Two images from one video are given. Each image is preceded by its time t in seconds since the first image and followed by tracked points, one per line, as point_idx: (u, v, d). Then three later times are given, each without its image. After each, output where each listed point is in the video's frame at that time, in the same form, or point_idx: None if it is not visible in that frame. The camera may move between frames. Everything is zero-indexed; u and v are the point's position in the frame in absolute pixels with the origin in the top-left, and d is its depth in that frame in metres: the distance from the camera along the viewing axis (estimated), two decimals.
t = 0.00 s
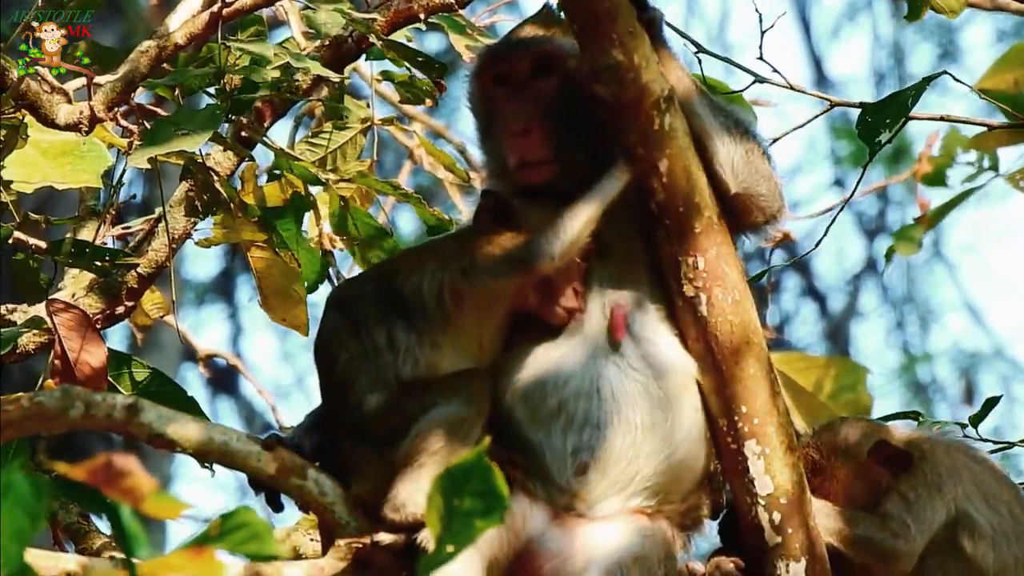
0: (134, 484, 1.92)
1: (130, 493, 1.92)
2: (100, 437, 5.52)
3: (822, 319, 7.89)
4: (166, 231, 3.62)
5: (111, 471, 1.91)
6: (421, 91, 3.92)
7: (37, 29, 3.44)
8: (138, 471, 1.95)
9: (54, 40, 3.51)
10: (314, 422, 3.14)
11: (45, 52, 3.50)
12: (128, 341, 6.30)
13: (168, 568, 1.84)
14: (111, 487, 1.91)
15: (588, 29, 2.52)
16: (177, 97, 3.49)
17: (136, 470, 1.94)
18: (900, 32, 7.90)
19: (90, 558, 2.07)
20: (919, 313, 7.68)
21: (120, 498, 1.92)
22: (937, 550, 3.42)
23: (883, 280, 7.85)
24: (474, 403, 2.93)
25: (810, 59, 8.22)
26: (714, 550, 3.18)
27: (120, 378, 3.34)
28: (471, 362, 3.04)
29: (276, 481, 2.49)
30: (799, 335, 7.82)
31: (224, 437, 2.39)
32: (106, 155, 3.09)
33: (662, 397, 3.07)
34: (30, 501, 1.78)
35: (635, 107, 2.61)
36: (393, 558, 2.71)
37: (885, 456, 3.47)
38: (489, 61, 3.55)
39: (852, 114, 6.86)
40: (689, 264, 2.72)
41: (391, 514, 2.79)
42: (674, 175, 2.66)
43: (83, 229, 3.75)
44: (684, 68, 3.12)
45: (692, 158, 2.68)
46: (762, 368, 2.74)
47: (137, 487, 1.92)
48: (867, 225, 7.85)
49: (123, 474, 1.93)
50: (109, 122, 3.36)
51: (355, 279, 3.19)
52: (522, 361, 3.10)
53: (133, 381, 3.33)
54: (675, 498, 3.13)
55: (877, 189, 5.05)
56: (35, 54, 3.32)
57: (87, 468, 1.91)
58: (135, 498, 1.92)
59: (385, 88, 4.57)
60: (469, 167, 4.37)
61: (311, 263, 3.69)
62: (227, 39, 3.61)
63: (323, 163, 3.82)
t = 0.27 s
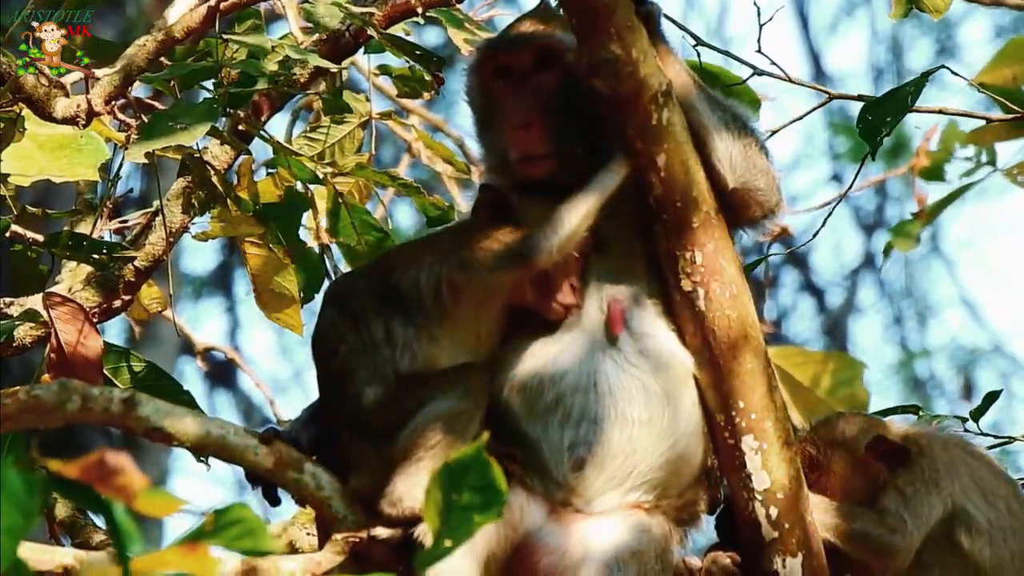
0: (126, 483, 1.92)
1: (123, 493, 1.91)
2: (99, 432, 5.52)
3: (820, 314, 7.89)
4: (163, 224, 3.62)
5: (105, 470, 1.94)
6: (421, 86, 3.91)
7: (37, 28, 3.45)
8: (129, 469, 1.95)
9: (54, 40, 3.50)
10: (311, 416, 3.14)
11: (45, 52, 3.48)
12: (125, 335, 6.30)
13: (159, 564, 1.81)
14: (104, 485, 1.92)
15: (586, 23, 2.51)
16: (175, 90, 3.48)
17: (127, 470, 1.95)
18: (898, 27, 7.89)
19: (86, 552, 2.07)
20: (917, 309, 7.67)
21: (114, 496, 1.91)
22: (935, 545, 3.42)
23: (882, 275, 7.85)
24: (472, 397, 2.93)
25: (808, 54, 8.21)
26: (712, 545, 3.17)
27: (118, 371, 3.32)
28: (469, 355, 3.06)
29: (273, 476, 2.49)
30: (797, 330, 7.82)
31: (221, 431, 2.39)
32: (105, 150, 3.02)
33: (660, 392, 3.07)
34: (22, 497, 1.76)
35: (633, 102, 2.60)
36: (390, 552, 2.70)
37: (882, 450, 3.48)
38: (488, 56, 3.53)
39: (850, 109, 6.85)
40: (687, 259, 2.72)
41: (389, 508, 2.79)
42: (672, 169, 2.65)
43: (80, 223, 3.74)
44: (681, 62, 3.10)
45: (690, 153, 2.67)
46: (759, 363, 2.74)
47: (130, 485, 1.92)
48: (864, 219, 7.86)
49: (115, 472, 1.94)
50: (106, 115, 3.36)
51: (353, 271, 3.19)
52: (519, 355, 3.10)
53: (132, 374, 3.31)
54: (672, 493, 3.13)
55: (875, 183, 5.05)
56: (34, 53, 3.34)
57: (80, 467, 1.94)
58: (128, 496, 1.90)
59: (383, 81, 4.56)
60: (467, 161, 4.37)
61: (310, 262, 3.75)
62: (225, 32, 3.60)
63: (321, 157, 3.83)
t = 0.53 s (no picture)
0: (133, 476, 1.86)
1: (129, 486, 1.84)
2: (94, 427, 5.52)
3: (816, 312, 7.90)
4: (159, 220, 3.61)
5: (111, 463, 1.86)
6: (418, 82, 3.91)
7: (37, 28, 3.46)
8: (135, 463, 1.88)
9: (55, 40, 3.49)
10: (307, 412, 3.14)
11: (46, 51, 3.46)
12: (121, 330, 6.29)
13: (162, 559, 1.75)
14: (111, 480, 1.85)
15: (584, 21, 2.51)
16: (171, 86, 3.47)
17: (133, 463, 1.89)
18: (895, 26, 7.90)
19: (82, 547, 2.08)
20: (913, 308, 7.68)
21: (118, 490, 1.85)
22: (930, 544, 3.43)
23: (878, 274, 7.86)
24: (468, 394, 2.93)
25: (805, 52, 8.22)
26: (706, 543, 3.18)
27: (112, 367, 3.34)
28: (464, 355, 3.05)
29: (268, 472, 2.49)
30: (792, 328, 7.83)
31: (217, 428, 2.39)
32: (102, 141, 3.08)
33: (656, 391, 3.07)
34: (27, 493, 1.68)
35: (630, 100, 2.60)
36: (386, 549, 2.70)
37: (875, 449, 3.48)
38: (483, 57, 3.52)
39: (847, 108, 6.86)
40: (683, 257, 2.72)
41: (384, 505, 2.79)
42: (669, 167, 2.65)
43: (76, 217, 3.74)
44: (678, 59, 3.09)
45: (686, 151, 2.67)
46: (755, 360, 2.74)
47: (136, 478, 1.85)
48: (861, 218, 7.87)
49: (122, 466, 1.88)
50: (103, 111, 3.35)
51: (349, 269, 3.19)
52: (513, 355, 3.09)
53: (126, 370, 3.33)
54: (668, 491, 3.13)
55: (871, 182, 5.05)
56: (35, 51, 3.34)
57: (86, 460, 1.87)
58: (134, 491, 1.83)
59: (379, 78, 4.55)
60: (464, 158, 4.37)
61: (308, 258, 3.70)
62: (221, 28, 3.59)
63: (317, 153, 3.83)
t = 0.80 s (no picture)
0: (128, 470, 1.83)
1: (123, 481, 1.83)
2: (85, 417, 5.51)
3: (808, 304, 7.91)
4: (151, 209, 3.61)
5: (104, 457, 1.82)
6: (410, 72, 3.90)
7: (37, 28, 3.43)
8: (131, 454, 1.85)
9: (54, 40, 3.44)
10: (298, 404, 3.13)
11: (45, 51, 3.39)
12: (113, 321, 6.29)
13: (157, 552, 1.75)
14: (104, 474, 1.82)
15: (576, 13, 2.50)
16: (164, 76, 3.46)
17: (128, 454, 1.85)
18: (888, 17, 7.90)
19: (73, 540, 2.08)
20: (906, 299, 7.69)
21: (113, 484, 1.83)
22: (920, 536, 3.44)
23: (870, 265, 7.87)
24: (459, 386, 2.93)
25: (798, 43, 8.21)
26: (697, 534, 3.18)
27: (106, 357, 3.30)
28: (455, 346, 3.06)
29: (260, 464, 2.49)
30: (784, 320, 7.83)
31: (207, 419, 2.39)
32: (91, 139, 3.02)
33: (647, 384, 3.06)
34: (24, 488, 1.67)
35: (621, 92, 2.60)
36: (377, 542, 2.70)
37: (868, 443, 3.48)
38: (478, 50, 3.51)
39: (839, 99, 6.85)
40: (675, 249, 2.71)
41: (376, 497, 2.77)
42: (660, 159, 2.65)
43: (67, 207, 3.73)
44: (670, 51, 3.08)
45: (678, 143, 2.67)
46: (748, 353, 2.74)
47: (131, 473, 1.82)
48: (853, 210, 7.87)
49: (116, 459, 1.83)
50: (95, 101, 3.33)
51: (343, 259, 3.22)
52: (504, 349, 3.09)
53: (120, 360, 3.30)
54: (659, 483, 3.13)
55: (863, 173, 5.05)
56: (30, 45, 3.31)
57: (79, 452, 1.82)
58: (128, 484, 1.82)
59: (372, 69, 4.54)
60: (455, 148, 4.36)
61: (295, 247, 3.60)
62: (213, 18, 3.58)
63: (309, 143, 3.81)
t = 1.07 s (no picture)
0: (122, 464, 1.79)
1: (118, 476, 1.78)
2: (80, 408, 5.51)
3: (802, 294, 7.92)
4: (144, 200, 3.60)
5: (99, 451, 1.78)
6: (403, 62, 3.88)
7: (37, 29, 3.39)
8: (125, 449, 1.80)
9: (53, 39, 3.36)
10: (291, 395, 3.13)
11: (44, 51, 3.31)
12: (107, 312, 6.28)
13: (151, 547, 1.73)
14: (98, 468, 1.78)
15: (568, 4, 2.49)
16: (156, 67, 3.45)
17: (123, 450, 1.80)
18: (882, 8, 7.89)
19: (66, 532, 2.08)
20: (900, 290, 7.69)
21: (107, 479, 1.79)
22: (913, 528, 3.43)
23: (865, 256, 7.87)
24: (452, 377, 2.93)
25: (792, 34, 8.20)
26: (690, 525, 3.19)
27: (99, 349, 3.29)
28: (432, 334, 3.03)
29: (253, 456, 2.49)
30: (779, 310, 7.83)
31: (200, 411, 2.39)
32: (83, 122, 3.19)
33: (637, 375, 3.06)
34: (17, 480, 1.65)
35: (614, 84, 2.59)
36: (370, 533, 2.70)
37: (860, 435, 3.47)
38: (458, 48, 3.49)
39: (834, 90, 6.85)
40: (668, 240, 2.71)
41: (370, 488, 2.77)
42: (653, 151, 2.65)
43: (61, 197, 3.72)
44: (662, 43, 3.08)
45: (670, 134, 2.66)
46: (741, 345, 2.74)
47: (125, 467, 1.78)
48: (848, 200, 7.88)
49: (110, 454, 1.79)
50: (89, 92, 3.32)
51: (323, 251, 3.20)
52: (492, 342, 3.09)
53: (113, 353, 3.28)
54: (651, 474, 3.13)
55: (857, 163, 5.05)
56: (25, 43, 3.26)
57: (73, 447, 1.78)
58: (122, 479, 1.78)
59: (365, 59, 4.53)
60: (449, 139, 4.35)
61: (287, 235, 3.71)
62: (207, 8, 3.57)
63: (302, 133, 3.81)
